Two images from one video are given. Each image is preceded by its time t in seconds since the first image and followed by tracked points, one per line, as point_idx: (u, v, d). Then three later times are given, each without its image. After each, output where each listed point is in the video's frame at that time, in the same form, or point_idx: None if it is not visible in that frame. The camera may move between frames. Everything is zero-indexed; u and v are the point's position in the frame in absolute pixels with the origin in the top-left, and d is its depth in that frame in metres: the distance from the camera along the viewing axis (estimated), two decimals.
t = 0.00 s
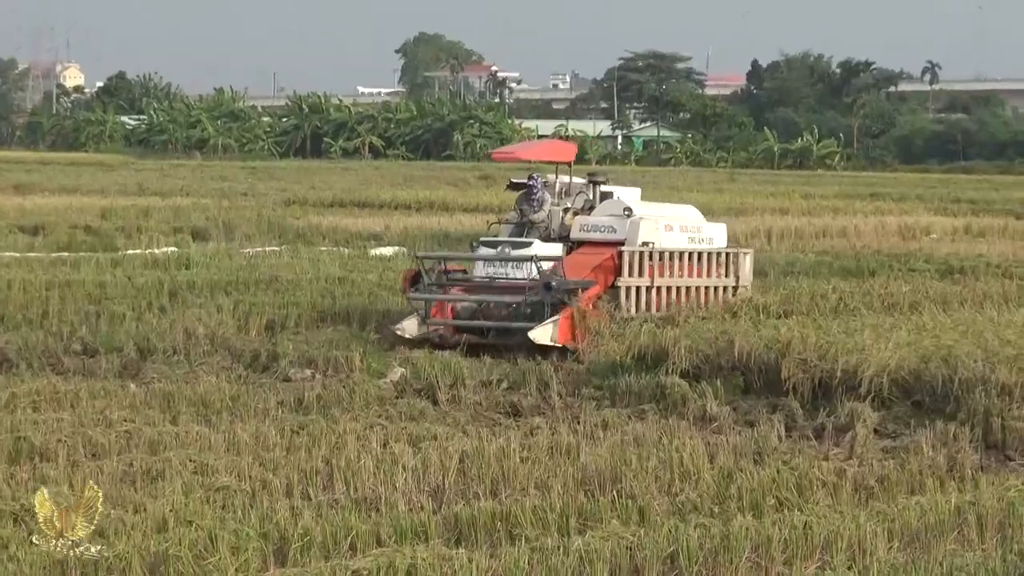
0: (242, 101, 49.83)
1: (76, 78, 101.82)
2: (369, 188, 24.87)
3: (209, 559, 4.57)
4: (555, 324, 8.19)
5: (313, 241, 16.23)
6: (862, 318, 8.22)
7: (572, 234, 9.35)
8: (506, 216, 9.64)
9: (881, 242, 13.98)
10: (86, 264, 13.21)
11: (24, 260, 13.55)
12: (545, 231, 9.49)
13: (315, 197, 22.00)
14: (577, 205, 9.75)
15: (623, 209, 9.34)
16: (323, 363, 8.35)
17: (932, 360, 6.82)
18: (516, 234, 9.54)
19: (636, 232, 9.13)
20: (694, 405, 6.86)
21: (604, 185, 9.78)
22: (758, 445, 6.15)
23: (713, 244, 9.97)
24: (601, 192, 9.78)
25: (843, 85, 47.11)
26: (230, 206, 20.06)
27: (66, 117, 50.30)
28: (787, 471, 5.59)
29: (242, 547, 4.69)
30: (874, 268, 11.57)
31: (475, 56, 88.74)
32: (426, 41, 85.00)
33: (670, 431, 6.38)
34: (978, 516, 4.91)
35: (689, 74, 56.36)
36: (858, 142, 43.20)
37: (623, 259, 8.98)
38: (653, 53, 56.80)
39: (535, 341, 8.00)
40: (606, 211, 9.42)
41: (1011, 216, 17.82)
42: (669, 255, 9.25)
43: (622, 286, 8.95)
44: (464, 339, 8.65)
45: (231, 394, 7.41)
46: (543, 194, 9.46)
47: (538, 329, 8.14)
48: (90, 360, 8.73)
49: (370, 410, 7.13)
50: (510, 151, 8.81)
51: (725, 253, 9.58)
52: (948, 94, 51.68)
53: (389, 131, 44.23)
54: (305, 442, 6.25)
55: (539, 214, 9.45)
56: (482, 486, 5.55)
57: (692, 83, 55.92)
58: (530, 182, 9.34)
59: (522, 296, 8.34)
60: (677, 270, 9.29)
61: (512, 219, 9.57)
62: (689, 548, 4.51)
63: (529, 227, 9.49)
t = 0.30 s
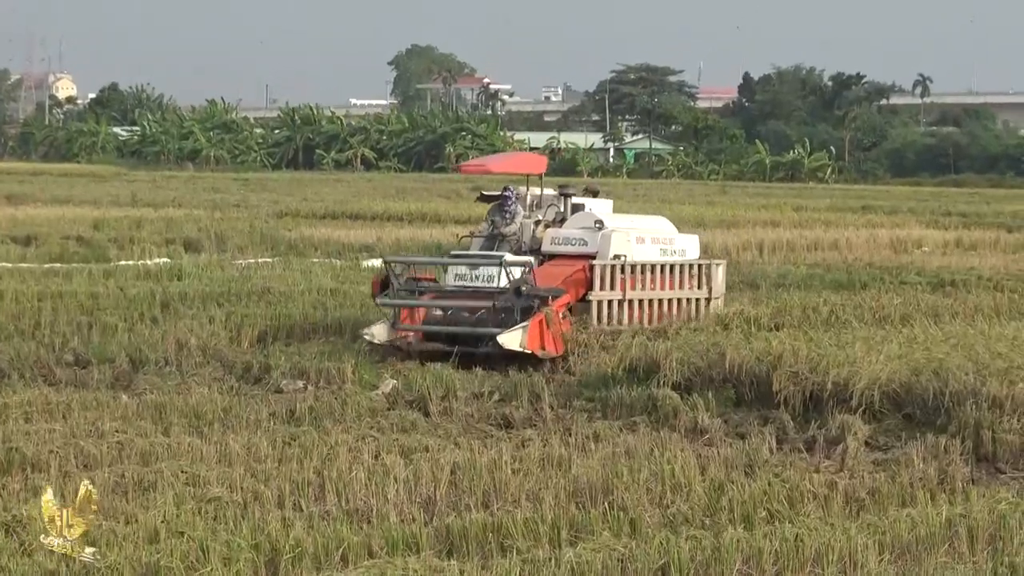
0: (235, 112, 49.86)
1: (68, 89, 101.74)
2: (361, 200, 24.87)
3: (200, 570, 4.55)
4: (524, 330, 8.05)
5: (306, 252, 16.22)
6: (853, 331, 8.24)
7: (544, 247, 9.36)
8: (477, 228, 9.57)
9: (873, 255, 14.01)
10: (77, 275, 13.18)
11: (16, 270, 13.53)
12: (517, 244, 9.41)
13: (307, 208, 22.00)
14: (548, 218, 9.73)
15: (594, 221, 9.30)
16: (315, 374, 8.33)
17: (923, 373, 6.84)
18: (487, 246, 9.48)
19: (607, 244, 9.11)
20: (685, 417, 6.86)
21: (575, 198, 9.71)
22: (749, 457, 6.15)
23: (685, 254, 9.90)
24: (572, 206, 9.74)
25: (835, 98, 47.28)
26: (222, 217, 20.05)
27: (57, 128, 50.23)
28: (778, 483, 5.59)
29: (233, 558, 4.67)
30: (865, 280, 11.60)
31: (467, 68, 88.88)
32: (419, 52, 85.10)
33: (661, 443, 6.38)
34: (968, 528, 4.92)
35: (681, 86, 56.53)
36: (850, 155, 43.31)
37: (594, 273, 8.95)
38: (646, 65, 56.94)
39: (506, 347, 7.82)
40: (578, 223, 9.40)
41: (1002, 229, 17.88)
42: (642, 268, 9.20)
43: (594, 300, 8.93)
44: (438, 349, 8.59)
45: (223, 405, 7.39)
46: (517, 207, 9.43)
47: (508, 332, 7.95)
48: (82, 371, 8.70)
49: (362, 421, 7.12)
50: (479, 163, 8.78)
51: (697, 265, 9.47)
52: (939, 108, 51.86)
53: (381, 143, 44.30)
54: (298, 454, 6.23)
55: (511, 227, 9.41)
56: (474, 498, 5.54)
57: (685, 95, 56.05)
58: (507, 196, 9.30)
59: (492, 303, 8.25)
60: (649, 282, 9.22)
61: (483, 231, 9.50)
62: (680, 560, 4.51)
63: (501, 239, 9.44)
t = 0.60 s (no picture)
0: (239, 122, 50.04)
1: (71, 99, 102.06)
2: (365, 210, 24.93)
3: None
4: (515, 338, 8.02)
5: (311, 262, 16.26)
6: (858, 339, 8.24)
7: (525, 258, 9.02)
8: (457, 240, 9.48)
9: (877, 263, 14.01)
10: (82, 286, 13.22)
11: (21, 281, 13.58)
12: (497, 256, 9.34)
13: (311, 218, 22.06)
14: (527, 228, 9.49)
15: (576, 231, 8.97)
16: (320, 384, 8.32)
17: (928, 381, 6.83)
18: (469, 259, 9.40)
19: (590, 255, 8.73)
20: (691, 426, 6.86)
21: (554, 206, 9.50)
22: (755, 465, 6.14)
23: (666, 261, 9.52)
24: (551, 214, 9.50)
25: (838, 106, 47.31)
26: (226, 227, 20.11)
27: (62, 139, 50.40)
28: (783, 491, 5.59)
29: (239, 568, 4.68)
30: (869, 288, 11.59)
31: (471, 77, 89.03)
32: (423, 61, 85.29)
33: (667, 452, 6.37)
34: (975, 536, 4.92)
35: (685, 95, 56.59)
36: (853, 162, 43.32)
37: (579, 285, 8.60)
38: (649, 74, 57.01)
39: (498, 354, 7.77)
40: (559, 234, 9.04)
41: (1006, 237, 17.88)
42: (625, 276, 8.91)
43: (580, 312, 8.53)
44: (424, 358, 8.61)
45: (228, 415, 7.40)
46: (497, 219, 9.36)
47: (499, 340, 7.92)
48: (87, 381, 8.71)
49: (367, 431, 7.12)
50: (456, 176, 8.74)
51: (676, 270, 9.33)
52: (943, 115, 51.87)
53: (386, 153, 44.28)
54: (303, 463, 6.24)
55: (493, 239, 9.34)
56: (480, 507, 5.54)
57: (689, 104, 56.10)
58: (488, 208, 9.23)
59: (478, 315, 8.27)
60: (633, 292, 8.93)
61: (463, 242, 9.41)
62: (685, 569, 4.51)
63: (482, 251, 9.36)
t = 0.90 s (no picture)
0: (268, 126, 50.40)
1: (100, 103, 103.05)
2: (393, 214, 25.06)
3: None
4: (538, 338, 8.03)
5: (340, 266, 16.39)
6: (887, 342, 8.24)
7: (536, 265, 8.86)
8: (465, 245, 9.27)
9: (907, 267, 13.97)
10: (112, 290, 13.39)
11: (51, 285, 13.76)
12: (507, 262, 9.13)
13: (340, 222, 22.21)
14: (533, 232, 9.50)
15: (589, 235, 8.83)
16: (349, 388, 8.41)
17: (958, 384, 6.83)
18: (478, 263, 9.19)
19: (604, 259, 8.64)
20: (721, 429, 6.89)
21: (559, 210, 9.56)
22: (784, 468, 6.17)
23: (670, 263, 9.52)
24: (557, 218, 9.57)
25: (867, 109, 47.06)
26: (255, 231, 20.28)
27: (91, 143, 50.90)
28: (813, 494, 5.62)
29: (271, 571, 4.76)
30: (898, 292, 11.56)
31: (499, 80, 89.14)
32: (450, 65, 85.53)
33: (696, 455, 6.41)
34: (1005, 539, 4.93)
35: (714, 98, 56.44)
36: (883, 166, 43.08)
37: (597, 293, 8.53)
38: (678, 78, 56.92)
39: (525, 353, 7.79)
40: (569, 238, 8.90)
41: None
42: (638, 281, 8.87)
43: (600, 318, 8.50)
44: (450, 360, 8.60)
45: (259, 419, 7.50)
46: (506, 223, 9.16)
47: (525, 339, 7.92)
48: (118, 385, 8.84)
49: (397, 434, 7.20)
50: (467, 180, 8.79)
51: (683, 272, 9.35)
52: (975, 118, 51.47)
53: (415, 157, 44.40)
54: (333, 467, 6.33)
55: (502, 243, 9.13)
56: (508, 510, 5.60)
57: (717, 107, 55.96)
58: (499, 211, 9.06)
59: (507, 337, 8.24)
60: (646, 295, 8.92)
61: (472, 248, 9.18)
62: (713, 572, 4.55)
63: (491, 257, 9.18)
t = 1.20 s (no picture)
0: (309, 131, 50.78)
1: (142, 109, 104.34)
2: (433, 218, 25.19)
3: None
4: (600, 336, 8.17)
5: (380, 270, 16.53)
6: (930, 346, 8.21)
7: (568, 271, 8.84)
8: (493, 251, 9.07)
9: (949, 270, 13.87)
10: (154, 294, 13.60)
11: (94, 289, 13.99)
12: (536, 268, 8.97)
13: (380, 226, 22.37)
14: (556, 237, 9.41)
15: (622, 241, 8.86)
16: (391, 392, 8.51)
17: (1002, 387, 6.80)
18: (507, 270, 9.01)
19: (640, 265, 8.68)
20: (763, 433, 6.91)
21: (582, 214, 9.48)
22: (827, 472, 6.18)
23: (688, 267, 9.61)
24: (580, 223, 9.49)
25: (910, 112, 46.65)
26: (296, 235, 20.48)
27: (133, 147, 51.54)
28: (856, 498, 5.63)
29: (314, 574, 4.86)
30: (941, 295, 11.49)
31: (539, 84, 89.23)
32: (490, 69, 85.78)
33: (738, 459, 6.44)
34: None
35: (755, 101, 56.15)
36: (926, 169, 42.69)
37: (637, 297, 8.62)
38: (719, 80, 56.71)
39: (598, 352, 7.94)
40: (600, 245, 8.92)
41: None
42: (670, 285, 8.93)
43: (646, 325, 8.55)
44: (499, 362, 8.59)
45: (300, 423, 7.61)
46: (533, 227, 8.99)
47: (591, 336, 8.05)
48: (159, 390, 8.99)
49: (438, 439, 7.29)
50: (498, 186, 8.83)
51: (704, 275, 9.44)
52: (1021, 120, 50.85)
53: (456, 161, 44.51)
54: (374, 471, 6.42)
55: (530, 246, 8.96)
56: (550, 514, 5.66)
57: (759, 110, 55.70)
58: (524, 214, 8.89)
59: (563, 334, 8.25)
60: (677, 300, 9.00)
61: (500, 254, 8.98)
62: None
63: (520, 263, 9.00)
